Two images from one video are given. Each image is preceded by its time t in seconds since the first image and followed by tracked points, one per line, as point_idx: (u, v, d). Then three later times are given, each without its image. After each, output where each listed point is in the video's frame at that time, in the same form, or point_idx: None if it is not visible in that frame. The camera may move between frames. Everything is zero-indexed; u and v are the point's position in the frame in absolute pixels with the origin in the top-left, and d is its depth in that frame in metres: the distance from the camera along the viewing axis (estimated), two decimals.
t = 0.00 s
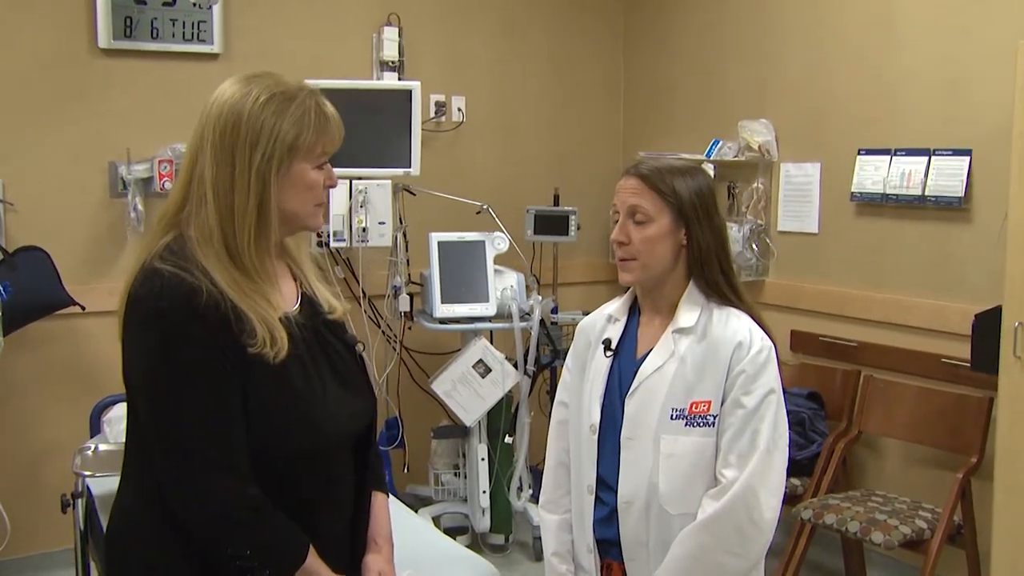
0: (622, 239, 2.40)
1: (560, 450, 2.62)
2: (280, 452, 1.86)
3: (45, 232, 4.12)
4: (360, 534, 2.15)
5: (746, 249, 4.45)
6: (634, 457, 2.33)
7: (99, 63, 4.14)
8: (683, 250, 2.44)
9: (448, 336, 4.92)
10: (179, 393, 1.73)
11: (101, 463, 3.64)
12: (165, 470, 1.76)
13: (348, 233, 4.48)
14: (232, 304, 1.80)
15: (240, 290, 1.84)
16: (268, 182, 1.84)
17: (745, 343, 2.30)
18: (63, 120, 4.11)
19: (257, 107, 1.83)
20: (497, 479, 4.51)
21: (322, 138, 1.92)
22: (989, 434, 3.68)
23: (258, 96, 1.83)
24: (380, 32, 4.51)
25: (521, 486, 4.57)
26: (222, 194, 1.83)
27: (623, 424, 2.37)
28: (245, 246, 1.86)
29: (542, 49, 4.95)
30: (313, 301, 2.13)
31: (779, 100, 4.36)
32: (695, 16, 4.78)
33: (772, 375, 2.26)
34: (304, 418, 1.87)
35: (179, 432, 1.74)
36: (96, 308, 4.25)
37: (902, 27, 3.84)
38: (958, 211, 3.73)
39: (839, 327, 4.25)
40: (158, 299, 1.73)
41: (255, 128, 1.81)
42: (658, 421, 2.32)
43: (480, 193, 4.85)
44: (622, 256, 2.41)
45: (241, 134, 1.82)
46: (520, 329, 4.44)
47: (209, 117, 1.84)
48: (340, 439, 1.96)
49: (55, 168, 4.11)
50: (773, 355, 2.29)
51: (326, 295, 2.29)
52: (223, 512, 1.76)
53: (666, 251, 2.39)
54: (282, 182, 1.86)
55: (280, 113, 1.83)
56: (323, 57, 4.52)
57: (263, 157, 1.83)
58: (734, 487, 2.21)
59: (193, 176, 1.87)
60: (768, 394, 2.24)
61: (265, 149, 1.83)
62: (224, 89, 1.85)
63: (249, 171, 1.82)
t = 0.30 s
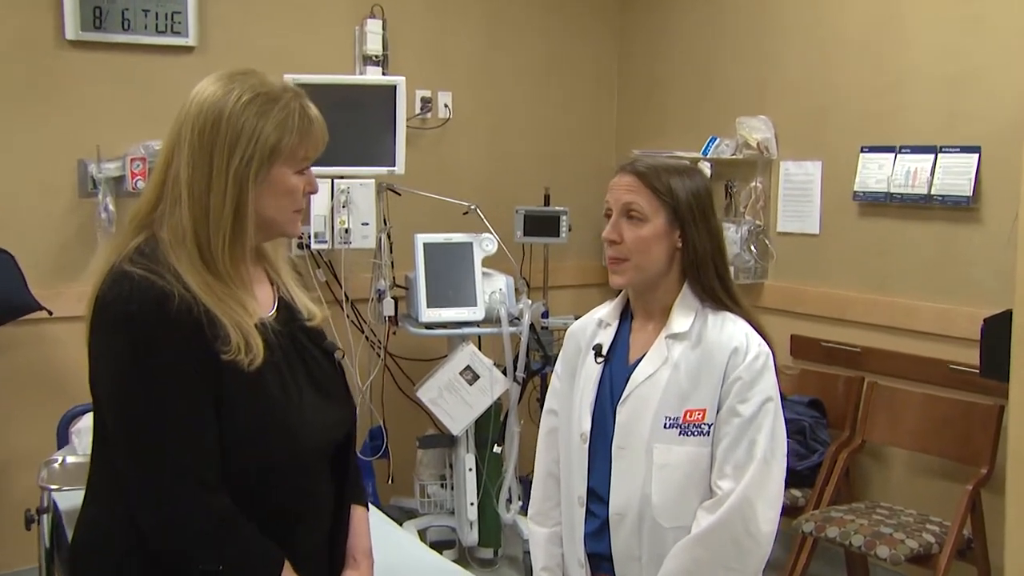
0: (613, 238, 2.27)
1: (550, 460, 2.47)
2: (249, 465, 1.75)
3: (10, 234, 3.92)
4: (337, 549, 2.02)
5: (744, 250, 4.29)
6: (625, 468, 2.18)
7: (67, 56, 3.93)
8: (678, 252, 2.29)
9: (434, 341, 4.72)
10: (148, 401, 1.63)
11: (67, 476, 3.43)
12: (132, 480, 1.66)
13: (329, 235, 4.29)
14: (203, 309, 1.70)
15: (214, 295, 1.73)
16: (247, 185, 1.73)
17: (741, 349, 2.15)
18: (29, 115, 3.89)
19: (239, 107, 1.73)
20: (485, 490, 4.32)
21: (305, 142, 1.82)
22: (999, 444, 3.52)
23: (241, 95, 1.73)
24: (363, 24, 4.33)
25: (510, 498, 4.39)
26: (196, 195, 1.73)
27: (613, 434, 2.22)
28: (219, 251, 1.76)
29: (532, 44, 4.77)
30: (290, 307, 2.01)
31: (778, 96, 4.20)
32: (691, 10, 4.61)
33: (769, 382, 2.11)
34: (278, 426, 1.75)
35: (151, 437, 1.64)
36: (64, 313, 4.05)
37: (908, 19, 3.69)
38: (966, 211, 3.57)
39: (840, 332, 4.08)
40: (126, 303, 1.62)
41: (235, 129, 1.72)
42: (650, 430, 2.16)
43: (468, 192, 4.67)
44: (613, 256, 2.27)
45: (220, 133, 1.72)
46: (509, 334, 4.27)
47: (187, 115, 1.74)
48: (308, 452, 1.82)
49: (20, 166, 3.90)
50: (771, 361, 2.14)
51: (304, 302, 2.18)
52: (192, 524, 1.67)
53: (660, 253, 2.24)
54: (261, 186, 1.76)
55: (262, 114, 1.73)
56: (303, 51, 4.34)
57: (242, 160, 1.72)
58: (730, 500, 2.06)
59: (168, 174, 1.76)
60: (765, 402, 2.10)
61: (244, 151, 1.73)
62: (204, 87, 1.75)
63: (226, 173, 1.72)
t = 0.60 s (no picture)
0: (601, 240, 2.23)
1: (535, 472, 2.44)
2: (223, 482, 1.67)
3: None
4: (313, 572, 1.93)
5: (742, 253, 4.11)
6: (615, 481, 2.14)
7: (27, 47, 3.70)
8: (669, 254, 2.26)
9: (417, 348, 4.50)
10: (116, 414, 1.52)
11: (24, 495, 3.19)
12: (96, 504, 1.55)
13: (307, 237, 4.09)
14: (171, 317, 1.59)
15: (182, 302, 1.62)
16: (216, 186, 1.62)
17: (734, 358, 2.13)
18: None
19: (205, 102, 1.61)
20: (470, 505, 4.17)
21: (277, 139, 1.70)
22: (1011, 457, 3.35)
23: (208, 90, 1.62)
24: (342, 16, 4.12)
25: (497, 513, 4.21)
26: (162, 195, 1.61)
27: (602, 447, 2.18)
28: (189, 256, 1.64)
29: (520, 38, 4.58)
30: (264, 313, 1.90)
31: (777, 92, 4.02)
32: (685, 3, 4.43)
33: (764, 392, 2.08)
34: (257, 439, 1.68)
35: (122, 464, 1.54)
36: (24, 319, 3.82)
37: (915, 10, 3.50)
38: (975, 211, 3.40)
39: (843, 338, 3.90)
40: (86, 312, 1.50)
41: (202, 126, 1.60)
42: (641, 441, 2.13)
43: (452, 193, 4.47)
44: (601, 258, 2.24)
45: (186, 130, 1.61)
46: (495, 341, 4.08)
47: (151, 111, 1.62)
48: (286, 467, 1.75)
49: None
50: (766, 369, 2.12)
51: (286, 309, 2.12)
52: (165, 545, 1.57)
53: (649, 255, 2.21)
54: (231, 186, 1.65)
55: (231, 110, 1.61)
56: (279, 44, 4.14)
57: (210, 159, 1.61)
58: (725, 515, 2.03)
59: (133, 174, 1.64)
60: (760, 413, 2.07)
61: (212, 150, 1.61)
62: (169, 82, 1.63)
63: (194, 172, 1.60)
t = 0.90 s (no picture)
0: (584, 245, 2.17)
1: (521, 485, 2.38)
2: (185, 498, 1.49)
3: None
4: None
5: (739, 256, 3.91)
6: (604, 496, 2.07)
7: None
8: (655, 251, 2.20)
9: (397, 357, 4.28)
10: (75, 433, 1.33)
11: None
12: (38, 539, 1.34)
13: (281, 240, 3.87)
14: (137, 326, 1.42)
15: (148, 309, 1.45)
16: (187, 187, 1.47)
17: (733, 368, 2.05)
18: None
19: (179, 97, 1.46)
20: (454, 521, 4.03)
21: (252, 140, 1.56)
22: None
23: (182, 86, 1.47)
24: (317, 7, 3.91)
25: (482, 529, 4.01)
26: (129, 191, 1.43)
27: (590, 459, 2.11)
28: (157, 258, 1.47)
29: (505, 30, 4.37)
30: (235, 320, 1.77)
31: (774, 87, 3.83)
32: None
33: (763, 405, 2.00)
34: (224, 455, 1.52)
35: (68, 490, 1.34)
36: None
37: None
38: (984, 211, 3.23)
39: (844, 345, 3.71)
40: (44, 317, 1.33)
41: (174, 122, 1.44)
42: (632, 454, 2.06)
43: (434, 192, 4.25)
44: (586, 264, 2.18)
45: (158, 126, 1.45)
46: (480, 349, 3.89)
47: (118, 104, 1.45)
48: (257, 484, 1.59)
49: None
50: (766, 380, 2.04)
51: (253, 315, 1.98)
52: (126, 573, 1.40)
53: (636, 254, 2.15)
54: (202, 187, 1.50)
55: (205, 108, 1.47)
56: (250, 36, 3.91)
57: (182, 158, 1.45)
58: (724, 533, 1.95)
59: (98, 168, 1.47)
60: (760, 426, 1.99)
61: (184, 147, 1.46)
62: (138, 76, 1.47)
63: (164, 170, 1.44)
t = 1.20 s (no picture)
0: (573, 251, 2.15)
1: (502, 496, 2.35)
2: (150, 511, 1.49)
3: None
4: None
5: (735, 258, 3.71)
6: (594, 509, 2.05)
7: None
8: (648, 259, 2.17)
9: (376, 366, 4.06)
10: (32, 437, 1.35)
11: None
12: None
13: (253, 241, 3.66)
14: (99, 332, 1.43)
15: (110, 313, 1.46)
16: (154, 187, 1.47)
17: (731, 380, 2.03)
18: None
19: (147, 95, 1.46)
20: (435, 537, 3.85)
21: (223, 140, 1.57)
22: None
23: (150, 81, 1.47)
24: None
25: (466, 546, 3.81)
26: (93, 192, 1.44)
27: (580, 471, 2.09)
28: (122, 263, 1.47)
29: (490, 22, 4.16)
30: (202, 328, 1.72)
31: (773, 80, 3.64)
32: None
33: (763, 418, 1.99)
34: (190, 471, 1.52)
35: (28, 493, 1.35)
36: None
37: None
38: (995, 211, 3.05)
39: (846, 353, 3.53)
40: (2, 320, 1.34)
41: (142, 121, 1.45)
42: (625, 467, 2.03)
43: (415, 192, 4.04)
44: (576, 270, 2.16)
45: (125, 125, 1.45)
46: (463, 356, 3.69)
47: (82, 100, 1.45)
48: (218, 506, 1.58)
49: None
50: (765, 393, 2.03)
51: (219, 320, 1.88)
52: None
53: (626, 263, 2.13)
54: (170, 188, 1.50)
55: (174, 105, 1.47)
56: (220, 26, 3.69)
57: (149, 156, 1.46)
58: (723, 552, 1.94)
59: (58, 166, 1.47)
60: (762, 439, 1.98)
61: (151, 147, 1.46)
62: (103, 69, 1.47)
63: (129, 170, 1.45)
